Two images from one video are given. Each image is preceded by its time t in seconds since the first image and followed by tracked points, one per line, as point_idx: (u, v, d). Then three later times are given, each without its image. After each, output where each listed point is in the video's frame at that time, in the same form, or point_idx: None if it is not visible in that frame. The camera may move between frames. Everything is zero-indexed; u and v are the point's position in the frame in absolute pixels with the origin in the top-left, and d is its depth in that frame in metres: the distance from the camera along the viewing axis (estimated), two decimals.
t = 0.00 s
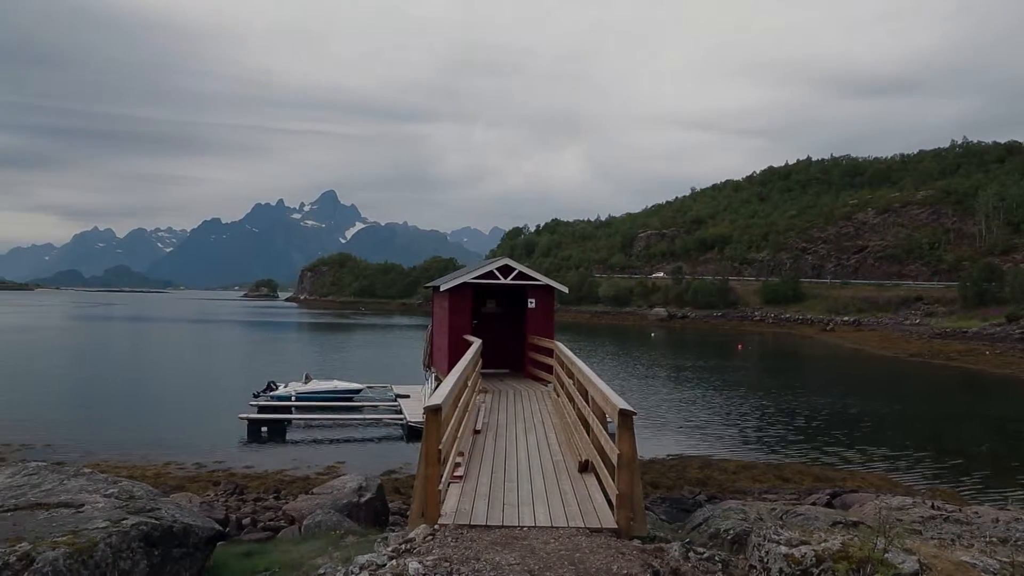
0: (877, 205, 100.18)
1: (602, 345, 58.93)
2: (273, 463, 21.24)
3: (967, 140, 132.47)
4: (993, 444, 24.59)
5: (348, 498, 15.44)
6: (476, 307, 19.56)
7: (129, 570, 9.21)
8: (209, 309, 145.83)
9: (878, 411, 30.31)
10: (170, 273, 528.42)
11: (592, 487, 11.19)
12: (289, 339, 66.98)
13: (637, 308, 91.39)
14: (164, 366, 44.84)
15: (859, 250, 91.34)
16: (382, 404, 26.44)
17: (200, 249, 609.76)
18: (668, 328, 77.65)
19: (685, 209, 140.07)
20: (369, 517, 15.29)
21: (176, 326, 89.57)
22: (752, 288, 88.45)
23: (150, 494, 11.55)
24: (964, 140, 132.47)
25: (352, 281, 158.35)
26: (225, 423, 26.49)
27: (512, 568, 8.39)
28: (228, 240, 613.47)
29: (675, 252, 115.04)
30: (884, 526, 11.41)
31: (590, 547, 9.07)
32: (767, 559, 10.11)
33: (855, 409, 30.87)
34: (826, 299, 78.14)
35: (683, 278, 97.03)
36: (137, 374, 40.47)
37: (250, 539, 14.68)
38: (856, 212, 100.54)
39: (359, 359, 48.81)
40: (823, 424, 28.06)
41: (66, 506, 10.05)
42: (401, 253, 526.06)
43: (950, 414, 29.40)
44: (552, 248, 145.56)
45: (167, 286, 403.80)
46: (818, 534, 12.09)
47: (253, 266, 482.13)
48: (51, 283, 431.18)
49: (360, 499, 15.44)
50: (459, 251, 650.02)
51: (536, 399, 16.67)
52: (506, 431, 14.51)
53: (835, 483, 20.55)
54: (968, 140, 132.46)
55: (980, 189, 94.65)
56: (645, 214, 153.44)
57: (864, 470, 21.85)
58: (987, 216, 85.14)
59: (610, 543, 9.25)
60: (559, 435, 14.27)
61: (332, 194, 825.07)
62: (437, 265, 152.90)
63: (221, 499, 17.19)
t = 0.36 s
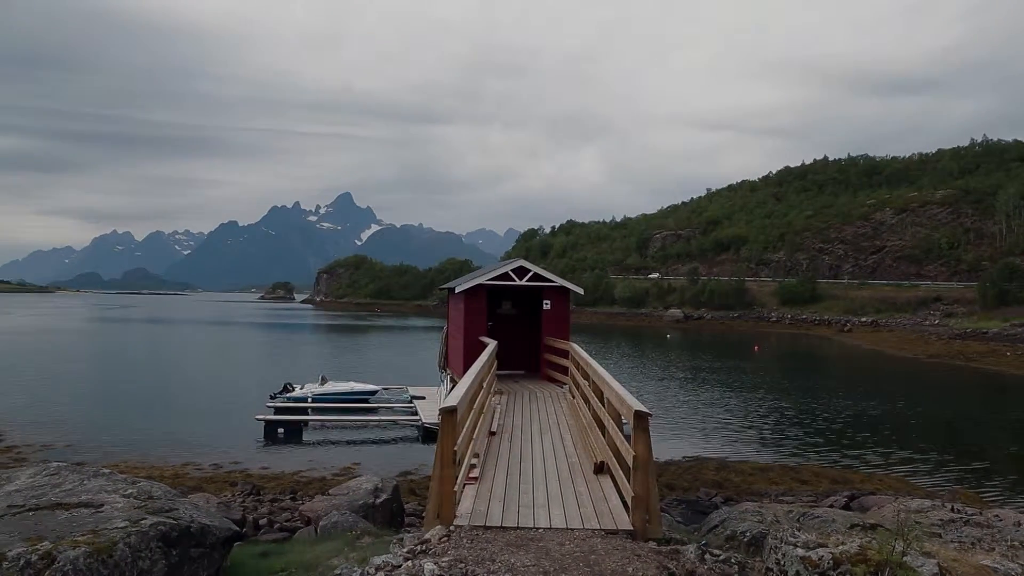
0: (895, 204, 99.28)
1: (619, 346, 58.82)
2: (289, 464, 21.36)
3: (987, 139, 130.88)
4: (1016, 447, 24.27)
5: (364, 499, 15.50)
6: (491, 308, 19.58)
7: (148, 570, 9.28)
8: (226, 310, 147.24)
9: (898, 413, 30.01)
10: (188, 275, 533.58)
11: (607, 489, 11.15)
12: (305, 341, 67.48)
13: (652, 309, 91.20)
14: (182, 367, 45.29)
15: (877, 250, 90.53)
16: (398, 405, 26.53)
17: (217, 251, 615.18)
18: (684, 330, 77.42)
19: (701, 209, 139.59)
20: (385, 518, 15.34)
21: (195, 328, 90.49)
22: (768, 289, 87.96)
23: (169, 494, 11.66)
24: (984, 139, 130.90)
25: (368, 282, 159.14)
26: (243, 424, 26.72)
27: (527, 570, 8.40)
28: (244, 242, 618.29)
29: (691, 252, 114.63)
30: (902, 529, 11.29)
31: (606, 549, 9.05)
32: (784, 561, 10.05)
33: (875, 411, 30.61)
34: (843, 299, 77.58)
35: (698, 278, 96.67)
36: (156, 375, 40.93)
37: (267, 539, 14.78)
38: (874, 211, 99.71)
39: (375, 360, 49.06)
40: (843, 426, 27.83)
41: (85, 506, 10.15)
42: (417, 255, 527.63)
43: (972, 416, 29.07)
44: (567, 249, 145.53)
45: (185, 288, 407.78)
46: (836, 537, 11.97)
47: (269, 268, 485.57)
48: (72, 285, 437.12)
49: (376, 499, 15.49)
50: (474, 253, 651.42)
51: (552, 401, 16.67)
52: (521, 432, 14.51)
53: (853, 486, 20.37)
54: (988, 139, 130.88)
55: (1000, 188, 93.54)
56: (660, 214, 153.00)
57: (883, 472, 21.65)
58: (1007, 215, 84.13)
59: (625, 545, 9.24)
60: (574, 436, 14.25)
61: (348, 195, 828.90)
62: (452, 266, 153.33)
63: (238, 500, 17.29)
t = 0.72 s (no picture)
0: (906, 204, 98.67)
1: (629, 346, 58.71)
2: (299, 464, 21.43)
3: (999, 138, 129.86)
4: None
5: (373, 499, 15.53)
6: (500, 309, 19.59)
7: (159, 569, 9.34)
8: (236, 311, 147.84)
9: (911, 414, 29.80)
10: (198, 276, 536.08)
11: (617, 490, 11.12)
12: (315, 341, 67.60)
13: (662, 310, 91.06)
14: (193, 367, 45.46)
15: (888, 250, 89.99)
16: (408, 405, 26.57)
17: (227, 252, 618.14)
18: (694, 330, 77.27)
19: (711, 210, 139.23)
20: (394, 518, 15.38)
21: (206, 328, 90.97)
22: (778, 289, 87.64)
23: (180, 493, 11.72)
24: (997, 138, 129.86)
25: (377, 283, 159.54)
26: (253, 424, 26.81)
27: (537, 570, 8.39)
28: (254, 242, 621.09)
29: (700, 253, 114.34)
30: (914, 531, 11.21)
31: (615, 550, 9.02)
32: (794, 563, 10.03)
33: (889, 412, 30.40)
34: (854, 299, 77.20)
35: (708, 278, 96.41)
36: (166, 375, 41.13)
37: (277, 539, 14.84)
38: (885, 211, 99.15)
39: (385, 361, 49.15)
40: (856, 427, 27.68)
41: (97, 505, 10.21)
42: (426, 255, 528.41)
43: (986, 418, 28.83)
44: (576, 249, 145.43)
45: (196, 289, 410.05)
46: (847, 538, 11.94)
47: (279, 268, 487.49)
48: (84, 286, 440.59)
49: (385, 500, 15.53)
50: (482, 254, 651.62)
51: (561, 401, 16.66)
52: (531, 432, 14.51)
53: (864, 487, 20.28)
54: (1001, 138, 129.83)
55: (1013, 188, 92.78)
56: (669, 214, 152.68)
57: (895, 474, 21.54)
58: (1020, 215, 83.54)
59: (635, 546, 9.21)
60: (584, 436, 14.24)
61: (357, 196, 830.76)
62: (461, 267, 153.51)
63: (248, 499, 17.37)
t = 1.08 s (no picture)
0: (924, 204, 97.73)
1: (644, 347, 58.51)
2: (315, 464, 21.54)
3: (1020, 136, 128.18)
4: None
5: (389, 499, 15.59)
6: (515, 310, 19.58)
7: (177, 567, 9.40)
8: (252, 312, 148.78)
9: (932, 417, 29.47)
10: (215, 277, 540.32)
11: (632, 491, 11.08)
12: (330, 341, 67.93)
13: (677, 311, 90.78)
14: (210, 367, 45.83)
15: (906, 251, 89.15)
16: (423, 405, 26.63)
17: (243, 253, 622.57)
18: (708, 331, 76.90)
19: (726, 210, 138.65)
20: (409, 518, 15.42)
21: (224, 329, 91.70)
22: (794, 290, 87.11)
23: (197, 493, 11.79)
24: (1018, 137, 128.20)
25: (392, 283, 160.15)
26: (269, 424, 26.97)
27: (551, 571, 8.37)
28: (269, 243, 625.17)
29: (716, 253, 113.88)
30: (934, 534, 11.07)
31: (630, 551, 8.99)
32: (810, 566, 9.94)
33: (910, 415, 30.11)
34: (871, 300, 76.56)
35: (723, 279, 95.98)
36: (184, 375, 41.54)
37: (293, 538, 14.91)
38: (903, 211, 98.26)
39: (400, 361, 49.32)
40: (876, 430, 27.45)
41: (117, 503, 10.30)
42: (440, 257, 529.17)
43: (1009, 420, 28.47)
44: (591, 250, 145.27)
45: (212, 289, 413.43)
46: (864, 541, 11.81)
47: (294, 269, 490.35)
48: (103, 287, 445.38)
49: (400, 500, 15.58)
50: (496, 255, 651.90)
51: (576, 402, 16.63)
52: (545, 433, 14.50)
53: (881, 490, 20.08)
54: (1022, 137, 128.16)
55: None
56: (685, 215, 152.17)
57: (914, 477, 21.33)
58: None
59: (650, 547, 9.17)
60: (599, 438, 14.20)
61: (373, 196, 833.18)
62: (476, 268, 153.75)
63: (265, 499, 17.47)
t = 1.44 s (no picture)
0: (945, 204, 96.58)
1: (662, 349, 58.31)
2: (333, 464, 21.66)
3: None
4: None
5: (406, 500, 15.64)
6: (532, 311, 19.57)
7: (196, 567, 9.46)
8: (270, 313, 149.84)
9: (956, 420, 29.11)
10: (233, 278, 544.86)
11: (649, 493, 11.04)
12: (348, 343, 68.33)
13: (694, 312, 90.43)
14: (230, 368, 46.27)
15: (926, 251, 88.16)
16: (439, 407, 26.73)
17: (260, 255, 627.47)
18: (726, 333, 76.61)
19: (744, 211, 137.90)
20: (426, 519, 15.47)
21: (243, 330, 92.50)
22: (813, 291, 86.45)
23: (216, 492, 11.88)
24: None
25: (409, 285, 160.83)
26: (288, 424, 27.18)
27: (568, 573, 8.35)
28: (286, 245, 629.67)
29: (733, 255, 113.35)
30: (955, 538, 10.93)
31: (647, 554, 8.95)
32: (830, 570, 9.83)
33: (933, 418, 29.78)
34: (891, 301, 75.83)
35: (741, 281, 95.48)
36: (204, 375, 41.98)
37: (310, 538, 15.00)
38: (923, 212, 97.19)
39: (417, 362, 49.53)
40: (898, 433, 27.18)
41: (137, 502, 10.39)
42: (456, 258, 530.01)
43: None
44: (608, 251, 145.06)
45: (231, 291, 417.37)
46: (885, 546, 11.67)
47: (311, 270, 493.45)
48: (124, 289, 451.00)
49: (417, 501, 15.62)
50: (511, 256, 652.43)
51: (593, 404, 16.59)
52: (562, 435, 14.48)
53: (901, 493, 19.86)
54: None
55: None
56: (702, 216, 151.51)
57: (935, 481, 21.09)
58: None
59: (667, 549, 9.13)
60: (616, 440, 14.14)
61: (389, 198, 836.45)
62: (492, 269, 154.01)
63: (282, 499, 17.59)
